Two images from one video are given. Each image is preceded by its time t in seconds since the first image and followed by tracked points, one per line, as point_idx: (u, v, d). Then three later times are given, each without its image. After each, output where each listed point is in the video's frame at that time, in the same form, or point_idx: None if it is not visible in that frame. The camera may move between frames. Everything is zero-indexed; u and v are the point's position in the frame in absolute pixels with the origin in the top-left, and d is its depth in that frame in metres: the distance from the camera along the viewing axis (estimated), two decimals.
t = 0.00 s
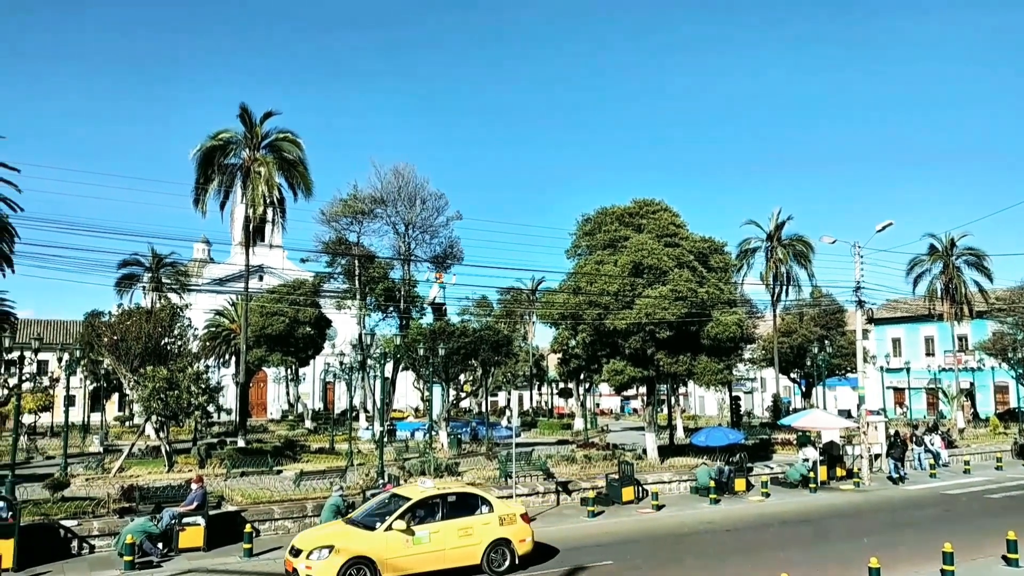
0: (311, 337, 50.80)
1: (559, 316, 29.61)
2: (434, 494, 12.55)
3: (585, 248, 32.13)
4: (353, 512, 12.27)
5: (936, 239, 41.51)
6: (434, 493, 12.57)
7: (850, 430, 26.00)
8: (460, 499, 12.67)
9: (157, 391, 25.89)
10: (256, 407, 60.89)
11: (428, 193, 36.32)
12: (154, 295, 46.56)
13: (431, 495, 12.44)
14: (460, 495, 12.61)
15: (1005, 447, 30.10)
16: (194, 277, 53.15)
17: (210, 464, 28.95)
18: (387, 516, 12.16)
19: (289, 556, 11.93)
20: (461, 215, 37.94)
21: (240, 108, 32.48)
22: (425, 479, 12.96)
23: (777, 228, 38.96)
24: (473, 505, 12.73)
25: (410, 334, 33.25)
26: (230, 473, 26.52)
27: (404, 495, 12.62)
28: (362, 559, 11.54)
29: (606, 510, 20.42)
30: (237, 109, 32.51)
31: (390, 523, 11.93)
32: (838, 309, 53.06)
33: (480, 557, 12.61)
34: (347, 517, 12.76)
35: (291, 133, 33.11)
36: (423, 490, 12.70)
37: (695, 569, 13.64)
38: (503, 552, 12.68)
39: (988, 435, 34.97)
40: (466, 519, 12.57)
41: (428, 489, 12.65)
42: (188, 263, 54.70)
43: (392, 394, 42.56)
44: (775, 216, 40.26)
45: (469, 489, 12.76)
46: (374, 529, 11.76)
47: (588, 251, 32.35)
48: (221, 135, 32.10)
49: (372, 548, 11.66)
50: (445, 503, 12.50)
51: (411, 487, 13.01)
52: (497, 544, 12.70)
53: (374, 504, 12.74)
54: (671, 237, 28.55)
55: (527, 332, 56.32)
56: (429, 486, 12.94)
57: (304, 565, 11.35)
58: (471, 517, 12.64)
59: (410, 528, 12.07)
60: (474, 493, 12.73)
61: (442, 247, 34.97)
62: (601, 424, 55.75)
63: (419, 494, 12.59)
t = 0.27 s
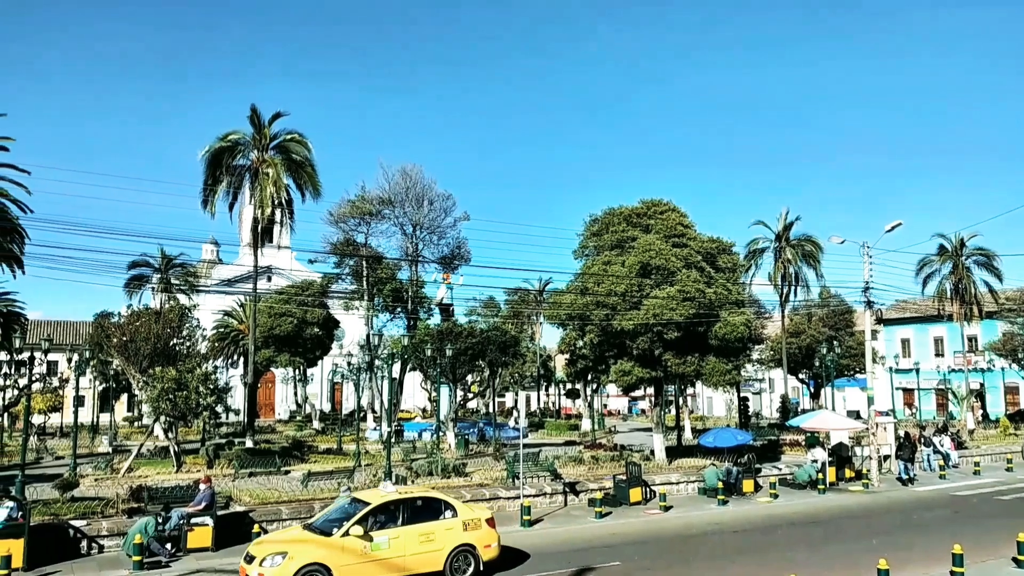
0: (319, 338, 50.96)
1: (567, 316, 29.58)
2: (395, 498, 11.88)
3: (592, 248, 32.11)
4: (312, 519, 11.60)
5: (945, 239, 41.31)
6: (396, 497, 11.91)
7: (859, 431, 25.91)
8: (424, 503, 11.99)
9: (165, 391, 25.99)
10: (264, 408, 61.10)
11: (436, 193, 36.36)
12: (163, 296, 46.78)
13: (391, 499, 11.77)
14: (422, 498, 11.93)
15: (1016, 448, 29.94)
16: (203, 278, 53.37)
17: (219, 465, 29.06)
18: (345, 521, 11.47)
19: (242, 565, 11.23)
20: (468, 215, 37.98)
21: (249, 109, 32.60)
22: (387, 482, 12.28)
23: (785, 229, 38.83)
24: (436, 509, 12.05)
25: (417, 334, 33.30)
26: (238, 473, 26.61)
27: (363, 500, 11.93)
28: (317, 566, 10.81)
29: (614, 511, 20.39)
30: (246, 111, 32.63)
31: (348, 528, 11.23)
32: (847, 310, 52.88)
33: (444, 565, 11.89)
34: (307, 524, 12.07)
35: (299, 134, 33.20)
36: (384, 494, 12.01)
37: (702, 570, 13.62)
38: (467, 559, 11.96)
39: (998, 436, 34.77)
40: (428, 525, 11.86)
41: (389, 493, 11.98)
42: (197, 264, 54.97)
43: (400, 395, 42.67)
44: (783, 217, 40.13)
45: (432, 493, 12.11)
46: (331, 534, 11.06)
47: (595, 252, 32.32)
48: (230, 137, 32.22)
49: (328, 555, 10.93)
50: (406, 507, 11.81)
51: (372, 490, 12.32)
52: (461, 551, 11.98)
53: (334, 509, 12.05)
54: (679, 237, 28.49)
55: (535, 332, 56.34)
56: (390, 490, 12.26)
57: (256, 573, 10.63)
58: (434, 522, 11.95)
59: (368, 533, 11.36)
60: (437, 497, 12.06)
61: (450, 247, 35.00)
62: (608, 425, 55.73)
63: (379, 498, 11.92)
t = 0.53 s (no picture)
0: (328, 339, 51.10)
1: (575, 317, 29.54)
2: (357, 502, 11.47)
3: (601, 248, 32.06)
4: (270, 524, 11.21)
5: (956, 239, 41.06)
6: (357, 501, 11.49)
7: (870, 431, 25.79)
8: (387, 507, 11.56)
9: (176, 391, 26.12)
10: (273, 408, 61.33)
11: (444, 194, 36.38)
12: (173, 296, 47.03)
13: (351, 503, 11.34)
14: (386, 503, 11.51)
15: None
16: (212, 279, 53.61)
17: (229, 465, 29.18)
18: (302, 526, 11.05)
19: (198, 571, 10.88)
20: (477, 215, 38.01)
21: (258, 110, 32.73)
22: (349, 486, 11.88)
23: (795, 229, 38.67)
24: (400, 514, 11.61)
25: (426, 335, 33.35)
26: (248, 473, 26.70)
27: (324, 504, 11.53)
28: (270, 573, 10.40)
29: (623, 511, 20.35)
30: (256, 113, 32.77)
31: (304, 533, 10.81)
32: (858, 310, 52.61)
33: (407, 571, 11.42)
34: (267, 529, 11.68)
35: (308, 134, 33.28)
36: (345, 498, 11.61)
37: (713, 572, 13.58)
38: (431, 565, 11.46)
39: (1011, 438, 34.51)
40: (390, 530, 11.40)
41: (350, 497, 11.56)
42: (208, 265, 55.25)
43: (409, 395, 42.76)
44: (794, 216, 39.95)
45: (396, 497, 11.70)
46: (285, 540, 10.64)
47: (604, 252, 32.28)
48: (239, 138, 32.35)
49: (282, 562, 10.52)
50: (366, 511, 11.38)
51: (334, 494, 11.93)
52: (425, 555, 11.50)
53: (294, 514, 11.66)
54: (688, 237, 28.42)
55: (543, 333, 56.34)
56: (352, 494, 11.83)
57: None
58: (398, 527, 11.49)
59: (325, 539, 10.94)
60: (400, 501, 11.63)
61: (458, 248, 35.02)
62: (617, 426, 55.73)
63: (340, 502, 11.51)
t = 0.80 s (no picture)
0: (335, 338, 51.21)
1: (581, 316, 29.51)
2: (324, 505, 11.07)
3: (607, 248, 32.03)
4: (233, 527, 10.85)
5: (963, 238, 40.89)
6: (324, 503, 11.09)
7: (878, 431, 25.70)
8: (355, 510, 11.14)
9: (183, 391, 26.21)
10: (281, 408, 61.51)
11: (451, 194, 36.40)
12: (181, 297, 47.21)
13: (318, 505, 10.95)
14: (354, 506, 11.08)
15: None
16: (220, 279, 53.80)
17: (235, 464, 29.27)
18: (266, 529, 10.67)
19: None
20: (483, 215, 38.04)
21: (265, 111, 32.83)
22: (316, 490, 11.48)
23: (802, 228, 38.55)
24: (368, 516, 11.18)
25: (432, 335, 33.39)
26: (255, 473, 26.78)
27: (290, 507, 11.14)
28: None
29: (629, 511, 20.32)
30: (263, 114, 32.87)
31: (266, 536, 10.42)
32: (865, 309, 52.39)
33: None
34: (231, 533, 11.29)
35: (314, 135, 33.35)
36: (312, 502, 11.21)
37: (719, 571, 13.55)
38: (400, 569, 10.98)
39: (1020, 438, 34.31)
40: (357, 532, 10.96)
41: (317, 500, 11.17)
42: (215, 265, 55.45)
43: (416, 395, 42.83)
44: (801, 215, 39.82)
45: (365, 500, 11.28)
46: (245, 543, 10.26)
47: (610, 251, 32.24)
48: (246, 138, 32.45)
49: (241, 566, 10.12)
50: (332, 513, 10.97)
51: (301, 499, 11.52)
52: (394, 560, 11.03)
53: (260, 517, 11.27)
54: (695, 237, 28.36)
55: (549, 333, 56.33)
56: (320, 498, 11.44)
57: None
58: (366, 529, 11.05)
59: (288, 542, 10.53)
60: (369, 503, 11.21)
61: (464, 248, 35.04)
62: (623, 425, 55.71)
63: (306, 505, 11.11)
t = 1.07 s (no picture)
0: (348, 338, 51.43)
1: (594, 316, 29.45)
2: (302, 506, 10.72)
3: (619, 248, 31.97)
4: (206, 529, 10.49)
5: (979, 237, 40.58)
6: (303, 505, 10.74)
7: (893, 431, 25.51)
8: (334, 513, 10.80)
9: (197, 391, 26.37)
10: (294, 408, 61.82)
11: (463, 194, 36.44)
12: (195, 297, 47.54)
13: (296, 507, 10.62)
14: (333, 508, 10.74)
15: None
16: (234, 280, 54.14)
17: (249, 464, 29.43)
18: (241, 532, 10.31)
19: None
20: (495, 215, 38.07)
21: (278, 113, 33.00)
22: (295, 491, 11.14)
23: (815, 227, 38.32)
24: (347, 518, 10.84)
25: (445, 335, 33.43)
26: (268, 472, 26.91)
27: (267, 509, 10.79)
28: None
29: (643, 511, 20.25)
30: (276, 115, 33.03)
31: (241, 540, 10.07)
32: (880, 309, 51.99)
33: None
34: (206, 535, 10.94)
35: (327, 136, 33.49)
36: (289, 503, 10.85)
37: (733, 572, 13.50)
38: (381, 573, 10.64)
39: None
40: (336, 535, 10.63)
41: (295, 502, 10.83)
42: (229, 266, 55.83)
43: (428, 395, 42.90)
44: (814, 214, 39.59)
45: (345, 502, 10.94)
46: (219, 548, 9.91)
47: (622, 251, 32.17)
48: (259, 140, 32.62)
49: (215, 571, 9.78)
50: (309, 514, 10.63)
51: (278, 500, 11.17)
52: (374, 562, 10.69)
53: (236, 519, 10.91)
54: (708, 236, 28.25)
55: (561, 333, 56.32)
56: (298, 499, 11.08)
57: None
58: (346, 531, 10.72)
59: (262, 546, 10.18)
60: (349, 506, 10.87)
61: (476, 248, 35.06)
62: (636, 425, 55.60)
63: (284, 507, 10.77)
